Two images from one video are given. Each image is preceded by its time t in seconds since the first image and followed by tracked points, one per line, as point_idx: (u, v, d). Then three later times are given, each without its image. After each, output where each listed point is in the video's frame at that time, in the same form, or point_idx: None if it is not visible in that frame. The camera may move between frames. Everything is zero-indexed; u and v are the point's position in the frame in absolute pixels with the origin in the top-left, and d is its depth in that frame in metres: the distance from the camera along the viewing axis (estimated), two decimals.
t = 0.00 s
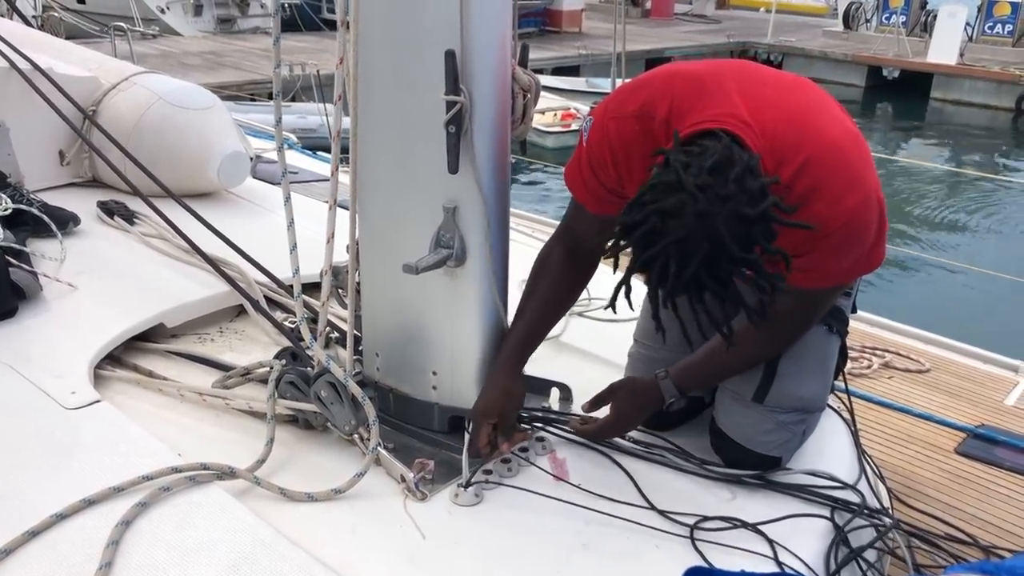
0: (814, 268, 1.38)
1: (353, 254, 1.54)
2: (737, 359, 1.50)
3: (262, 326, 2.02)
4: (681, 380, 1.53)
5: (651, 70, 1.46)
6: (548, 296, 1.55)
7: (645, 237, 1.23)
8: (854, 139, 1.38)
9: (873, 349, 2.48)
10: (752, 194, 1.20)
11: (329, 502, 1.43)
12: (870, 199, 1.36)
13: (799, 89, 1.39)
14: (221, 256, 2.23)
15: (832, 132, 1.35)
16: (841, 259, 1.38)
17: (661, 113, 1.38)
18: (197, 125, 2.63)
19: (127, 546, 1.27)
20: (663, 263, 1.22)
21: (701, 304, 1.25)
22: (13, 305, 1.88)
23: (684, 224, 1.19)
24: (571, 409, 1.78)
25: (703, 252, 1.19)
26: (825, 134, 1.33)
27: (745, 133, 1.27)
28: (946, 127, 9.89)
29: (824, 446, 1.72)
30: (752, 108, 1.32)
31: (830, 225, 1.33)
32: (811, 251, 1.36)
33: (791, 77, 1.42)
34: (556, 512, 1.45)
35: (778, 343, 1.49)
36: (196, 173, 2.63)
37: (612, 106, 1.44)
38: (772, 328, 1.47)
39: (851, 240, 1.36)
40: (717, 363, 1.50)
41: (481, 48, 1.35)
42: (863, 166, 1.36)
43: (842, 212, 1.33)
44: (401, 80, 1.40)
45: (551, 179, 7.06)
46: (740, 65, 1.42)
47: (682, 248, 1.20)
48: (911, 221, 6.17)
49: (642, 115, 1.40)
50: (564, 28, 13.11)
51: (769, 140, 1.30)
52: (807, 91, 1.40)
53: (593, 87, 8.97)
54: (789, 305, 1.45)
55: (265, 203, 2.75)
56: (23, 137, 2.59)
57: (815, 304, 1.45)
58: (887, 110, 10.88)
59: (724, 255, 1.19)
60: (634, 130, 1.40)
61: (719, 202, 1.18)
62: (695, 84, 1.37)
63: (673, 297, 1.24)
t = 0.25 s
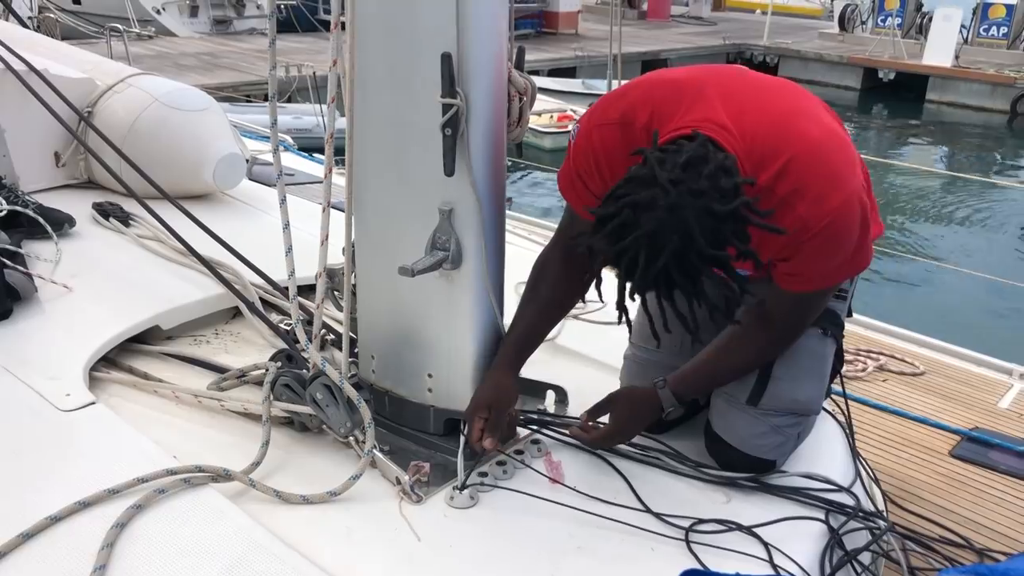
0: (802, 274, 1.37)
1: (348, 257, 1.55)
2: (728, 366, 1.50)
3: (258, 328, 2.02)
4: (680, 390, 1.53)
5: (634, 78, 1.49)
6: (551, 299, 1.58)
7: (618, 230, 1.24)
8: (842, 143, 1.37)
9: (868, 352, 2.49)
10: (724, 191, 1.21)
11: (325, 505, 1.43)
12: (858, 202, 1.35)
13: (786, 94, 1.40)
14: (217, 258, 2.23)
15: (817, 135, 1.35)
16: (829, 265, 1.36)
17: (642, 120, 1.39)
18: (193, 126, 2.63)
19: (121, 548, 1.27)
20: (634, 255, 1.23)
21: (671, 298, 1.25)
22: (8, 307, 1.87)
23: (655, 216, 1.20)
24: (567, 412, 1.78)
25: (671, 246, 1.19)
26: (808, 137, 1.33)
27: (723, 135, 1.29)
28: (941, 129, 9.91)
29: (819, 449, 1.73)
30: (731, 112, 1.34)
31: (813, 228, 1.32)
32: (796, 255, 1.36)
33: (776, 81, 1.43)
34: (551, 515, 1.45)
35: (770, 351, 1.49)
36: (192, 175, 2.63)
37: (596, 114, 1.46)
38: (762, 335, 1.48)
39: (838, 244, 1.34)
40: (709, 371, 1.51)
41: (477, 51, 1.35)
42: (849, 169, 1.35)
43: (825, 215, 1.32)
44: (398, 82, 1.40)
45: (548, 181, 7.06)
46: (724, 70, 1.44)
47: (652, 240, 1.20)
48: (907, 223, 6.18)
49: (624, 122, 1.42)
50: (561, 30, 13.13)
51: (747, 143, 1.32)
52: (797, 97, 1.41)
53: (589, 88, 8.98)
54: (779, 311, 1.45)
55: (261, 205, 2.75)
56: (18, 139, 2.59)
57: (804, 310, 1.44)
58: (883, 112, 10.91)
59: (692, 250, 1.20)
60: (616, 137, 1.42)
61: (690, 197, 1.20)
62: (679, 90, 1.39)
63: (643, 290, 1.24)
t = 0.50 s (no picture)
0: (794, 279, 1.37)
1: (344, 258, 1.55)
2: (719, 373, 1.50)
3: (254, 330, 2.02)
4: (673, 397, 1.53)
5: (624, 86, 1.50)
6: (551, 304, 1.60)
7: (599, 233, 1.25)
8: (833, 146, 1.37)
9: (865, 354, 2.49)
10: (704, 193, 1.22)
11: (321, 507, 1.43)
12: (849, 205, 1.34)
13: (776, 99, 1.41)
14: (214, 259, 2.22)
15: (806, 139, 1.35)
16: (820, 269, 1.35)
17: (629, 127, 1.41)
18: (190, 128, 2.63)
19: (117, 550, 1.27)
20: (614, 258, 1.24)
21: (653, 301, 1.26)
22: (4, 308, 1.87)
23: (634, 219, 1.21)
24: (563, 414, 1.78)
25: (650, 249, 1.20)
26: (795, 141, 1.34)
27: (707, 141, 1.30)
28: (938, 132, 9.93)
29: (815, 451, 1.73)
30: (718, 117, 1.35)
31: (802, 231, 1.32)
32: (786, 260, 1.35)
33: (765, 85, 1.44)
34: (547, 517, 1.45)
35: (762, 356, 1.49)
36: (188, 176, 2.63)
37: (584, 121, 1.46)
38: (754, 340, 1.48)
39: (829, 247, 1.34)
40: (701, 377, 1.51)
41: (474, 53, 1.35)
42: (839, 172, 1.34)
43: (814, 218, 1.32)
44: (395, 84, 1.40)
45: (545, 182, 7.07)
46: (713, 77, 1.45)
47: (631, 242, 1.21)
48: (903, 226, 6.19)
49: (612, 130, 1.43)
50: (559, 32, 13.14)
51: (733, 148, 1.33)
52: (789, 101, 1.41)
53: (586, 90, 8.99)
54: (772, 316, 1.45)
55: (258, 206, 2.75)
56: (15, 139, 2.59)
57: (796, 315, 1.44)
58: (880, 114, 10.93)
59: (671, 253, 1.20)
60: (604, 145, 1.43)
61: (669, 200, 1.21)
62: (667, 96, 1.40)
63: (624, 293, 1.25)
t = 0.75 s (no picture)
0: (789, 280, 1.36)
1: (341, 258, 1.54)
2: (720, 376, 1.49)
3: (251, 330, 2.01)
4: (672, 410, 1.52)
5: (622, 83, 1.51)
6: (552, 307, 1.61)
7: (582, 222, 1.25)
8: (829, 146, 1.36)
9: (863, 356, 2.49)
10: (688, 182, 1.24)
11: (317, 507, 1.43)
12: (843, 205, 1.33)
13: (774, 96, 1.41)
14: (211, 259, 2.22)
15: (799, 138, 1.34)
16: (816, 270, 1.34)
17: (623, 124, 1.41)
18: (188, 127, 2.63)
19: (112, 550, 1.26)
20: (598, 246, 1.24)
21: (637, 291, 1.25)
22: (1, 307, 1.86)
23: (618, 204, 1.22)
24: (561, 415, 1.78)
25: (634, 235, 1.20)
26: (788, 140, 1.34)
27: (698, 137, 1.32)
28: (937, 133, 9.94)
29: (813, 453, 1.72)
30: (712, 115, 1.36)
31: (795, 230, 1.32)
32: (779, 260, 1.35)
33: (764, 84, 1.44)
34: (545, 518, 1.45)
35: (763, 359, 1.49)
36: (186, 176, 2.63)
37: (578, 119, 1.47)
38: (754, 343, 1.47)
39: (823, 248, 1.32)
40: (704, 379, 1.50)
41: (472, 53, 1.35)
42: (833, 172, 1.34)
43: (806, 217, 1.31)
44: (393, 83, 1.39)
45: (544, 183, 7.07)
46: (712, 74, 1.46)
47: (615, 227, 1.21)
48: (902, 227, 6.20)
49: (606, 127, 1.43)
50: (558, 32, 13.15)
51: (724, 146, 1.33)
52: (787, 99, 1.41)
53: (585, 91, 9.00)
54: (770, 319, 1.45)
55: (255, 206, 2.74)
56: (12, 138, 2.58)
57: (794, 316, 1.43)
58: (879, 116, 10.94)
59: (656, 241, 1.20)
60: (599, 141, 1.43)
61: (654, 187, 1.22)
62: (663, 94, 1.41)
63: (607, 282, 1.25)
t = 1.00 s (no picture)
0: (785, 268, 1.34)
1: (341, 256, 1.54)
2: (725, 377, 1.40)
3: (251, 328, 2.01)
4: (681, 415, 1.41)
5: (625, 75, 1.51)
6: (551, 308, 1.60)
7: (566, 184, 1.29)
8: (827, 136, 1.35)
9: (863, 355, 2.49)
10: (670, 146, 1.25)
11: (316, 505, 1.42)
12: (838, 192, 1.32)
13: (773, 87, 1.41)
14: (211, 257, 2.22)
15: (797, 125, 1.34)
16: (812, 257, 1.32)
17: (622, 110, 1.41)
18: (188, 125, 2.63)
19: (111, 548, 1.26)
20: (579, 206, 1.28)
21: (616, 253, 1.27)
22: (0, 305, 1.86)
23: (598, 166, 1.25)
24: (560, 413, 1.78)
25: (611, 195, 1.23)
26: (785, 127, 1.34)
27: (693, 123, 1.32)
28: (938, 133, 9.93)
29: (813, 452, 1.72)
30: (713, 102, 1.37)
31: (789, 215, 1.30)
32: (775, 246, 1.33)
33: (765, 75, 1.45)
34: (544, 517, 1.44)
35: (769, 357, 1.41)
36: (186, 174, 2.62)
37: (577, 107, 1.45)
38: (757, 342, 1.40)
39: (817, 233, 1.30)
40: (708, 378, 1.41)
41: (472, 50, 1.35)
42: (830, 159, 1.33)
43: (799, 202, 1.30)
44: (392, 81, 1.39)
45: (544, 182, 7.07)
46: (714, 66, 1.46)
47: (594, 188, 1.25)
48: (902, 226, 6.19)
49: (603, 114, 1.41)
50: (559, 31, 13.15)
51: (721, 131, 1.34)
52: (787, 90, 1.41)
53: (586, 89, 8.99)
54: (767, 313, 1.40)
55: (255, 204, 2.74)
56: (12, 136, 2.58)
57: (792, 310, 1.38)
58: (880, 115, 10.93)
59: (632, 202, 1.23)
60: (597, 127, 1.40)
61: (634, 149, 1.25)
62: (667, 80, 1.42)
63: (587, 243, 1.28)
